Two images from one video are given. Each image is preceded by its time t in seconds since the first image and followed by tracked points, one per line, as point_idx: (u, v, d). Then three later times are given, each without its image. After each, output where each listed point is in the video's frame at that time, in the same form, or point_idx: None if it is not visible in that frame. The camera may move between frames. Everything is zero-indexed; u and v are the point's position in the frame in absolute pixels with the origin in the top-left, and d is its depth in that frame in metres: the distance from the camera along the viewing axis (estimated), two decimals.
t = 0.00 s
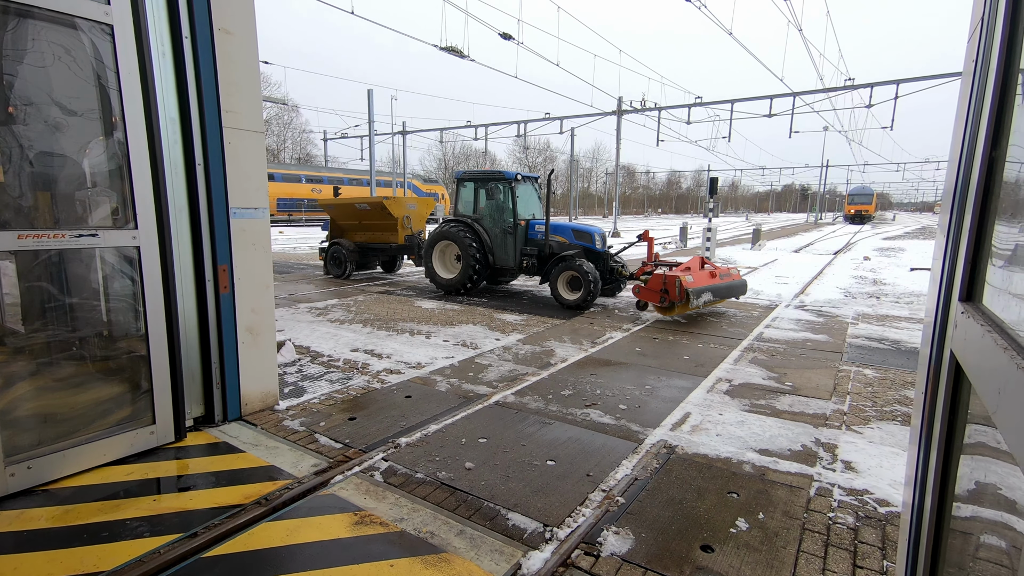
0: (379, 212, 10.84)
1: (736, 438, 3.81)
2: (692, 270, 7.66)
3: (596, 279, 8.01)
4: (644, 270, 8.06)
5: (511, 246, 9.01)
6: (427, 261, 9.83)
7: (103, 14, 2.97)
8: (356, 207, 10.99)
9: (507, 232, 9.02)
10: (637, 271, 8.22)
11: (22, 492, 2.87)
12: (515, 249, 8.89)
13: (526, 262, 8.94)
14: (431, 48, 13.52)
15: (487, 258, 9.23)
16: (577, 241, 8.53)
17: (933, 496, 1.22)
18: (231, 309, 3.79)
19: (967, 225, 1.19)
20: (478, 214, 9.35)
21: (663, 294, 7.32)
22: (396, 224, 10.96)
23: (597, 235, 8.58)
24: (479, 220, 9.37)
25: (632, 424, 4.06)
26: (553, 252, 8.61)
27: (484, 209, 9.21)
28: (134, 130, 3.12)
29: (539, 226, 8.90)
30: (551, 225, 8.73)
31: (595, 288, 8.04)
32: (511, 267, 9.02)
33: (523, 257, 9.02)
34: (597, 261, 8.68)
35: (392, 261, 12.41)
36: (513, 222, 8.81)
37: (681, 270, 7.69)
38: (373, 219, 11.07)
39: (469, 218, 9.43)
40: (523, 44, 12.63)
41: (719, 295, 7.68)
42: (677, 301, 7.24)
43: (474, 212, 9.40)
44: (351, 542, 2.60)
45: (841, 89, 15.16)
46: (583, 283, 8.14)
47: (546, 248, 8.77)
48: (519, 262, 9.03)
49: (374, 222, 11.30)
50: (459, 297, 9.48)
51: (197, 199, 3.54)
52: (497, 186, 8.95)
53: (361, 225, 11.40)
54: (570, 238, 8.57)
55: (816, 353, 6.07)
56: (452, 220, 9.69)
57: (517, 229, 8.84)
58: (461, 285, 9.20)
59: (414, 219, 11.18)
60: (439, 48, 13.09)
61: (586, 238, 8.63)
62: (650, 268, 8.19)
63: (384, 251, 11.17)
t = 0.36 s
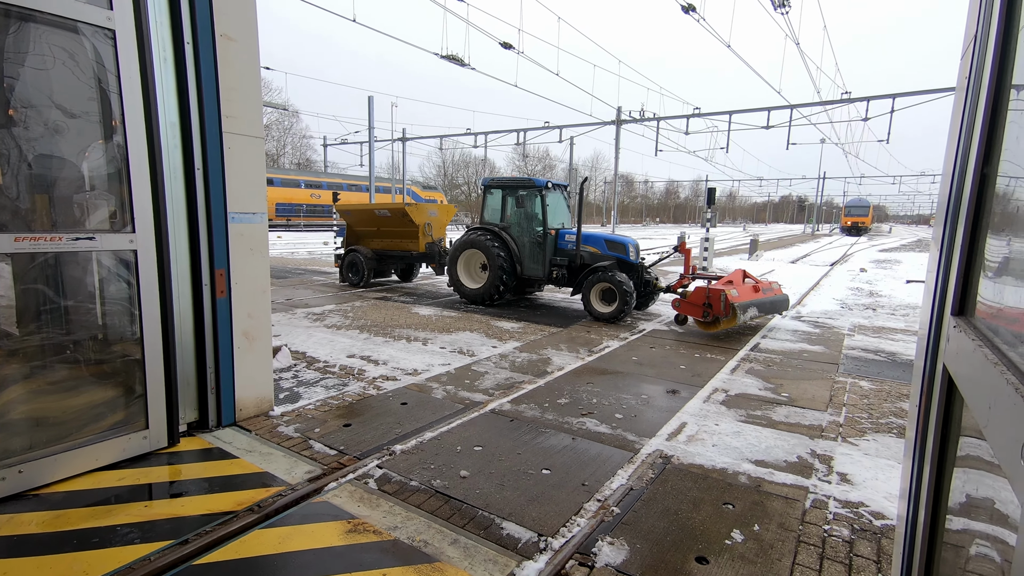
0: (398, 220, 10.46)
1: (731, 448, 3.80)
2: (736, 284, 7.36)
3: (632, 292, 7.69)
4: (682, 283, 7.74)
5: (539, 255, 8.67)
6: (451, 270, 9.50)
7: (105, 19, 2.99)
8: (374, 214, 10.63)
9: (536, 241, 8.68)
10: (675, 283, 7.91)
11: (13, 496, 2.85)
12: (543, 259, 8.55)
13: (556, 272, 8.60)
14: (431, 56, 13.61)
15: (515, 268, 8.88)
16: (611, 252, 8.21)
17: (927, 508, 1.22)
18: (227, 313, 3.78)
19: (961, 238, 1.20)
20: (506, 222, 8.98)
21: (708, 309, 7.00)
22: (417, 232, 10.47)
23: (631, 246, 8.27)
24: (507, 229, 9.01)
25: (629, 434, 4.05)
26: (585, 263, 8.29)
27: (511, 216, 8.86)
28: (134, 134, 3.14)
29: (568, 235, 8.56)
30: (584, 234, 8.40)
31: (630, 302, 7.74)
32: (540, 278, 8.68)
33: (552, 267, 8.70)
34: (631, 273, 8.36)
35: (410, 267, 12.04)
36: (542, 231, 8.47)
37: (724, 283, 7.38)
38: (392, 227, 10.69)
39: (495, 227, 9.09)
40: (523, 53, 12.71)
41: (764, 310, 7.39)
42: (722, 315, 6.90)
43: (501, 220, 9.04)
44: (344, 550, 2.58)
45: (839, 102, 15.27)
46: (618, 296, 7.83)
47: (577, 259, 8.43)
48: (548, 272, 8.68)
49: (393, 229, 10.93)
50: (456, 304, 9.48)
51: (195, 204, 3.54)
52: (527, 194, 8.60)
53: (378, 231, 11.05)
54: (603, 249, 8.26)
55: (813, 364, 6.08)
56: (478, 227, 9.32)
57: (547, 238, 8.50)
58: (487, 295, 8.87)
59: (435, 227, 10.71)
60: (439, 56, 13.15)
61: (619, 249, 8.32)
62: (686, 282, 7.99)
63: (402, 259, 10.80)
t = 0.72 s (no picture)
0: (418, 230, 10.12)
1: (725, 462, 3.80)
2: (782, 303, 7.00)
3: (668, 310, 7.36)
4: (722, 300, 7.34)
5: (570, 269, 8.37)
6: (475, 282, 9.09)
7: (105, 26, 3.00)
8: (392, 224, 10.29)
9: (566, 255, 8.38)
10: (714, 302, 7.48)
11: None
12: (574, 273, 8.26)
13: (586, 287, 8.31)
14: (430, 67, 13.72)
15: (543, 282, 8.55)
16: (645, 267, 7.92)
17: (917, 527, 1.23)
18: (220, 321, 3.76)
19: (949, 257, 1.22)
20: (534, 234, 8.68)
21: (757, 331, 6.63)
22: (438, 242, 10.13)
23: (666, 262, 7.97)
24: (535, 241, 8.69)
25: (622, 447, 4.04)
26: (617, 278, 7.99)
27: (540, 228, 8.56)
28: (130, 140, 3.14)
29: (599, 249, 8.25)
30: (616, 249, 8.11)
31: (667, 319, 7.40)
32: (569, 293, 8.38)
33: (583, 282, 8.38)
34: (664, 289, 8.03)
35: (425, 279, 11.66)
36: (574, 245, 8.19)
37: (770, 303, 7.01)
38: (411, 237, 10.34)
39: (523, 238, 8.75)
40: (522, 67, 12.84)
41: (811, 331, 7.02)
42: (772, 339, 6.52)
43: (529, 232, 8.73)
44: (333, 563, 2.54)
45: (833, 119, 15.43)
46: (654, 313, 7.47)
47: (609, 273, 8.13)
48: (578, 287, 8.37)
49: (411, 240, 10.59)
50: (451, 313, 9.47)
51: (191, 210, 3.54)
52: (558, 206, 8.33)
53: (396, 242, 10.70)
54: (637, 264, 7.96)
55: (806, 378, 6.09)
56: (504, 239, 8.99)
57: (577, 252, 8.21)
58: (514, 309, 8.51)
59: (456, 238, 10.38)
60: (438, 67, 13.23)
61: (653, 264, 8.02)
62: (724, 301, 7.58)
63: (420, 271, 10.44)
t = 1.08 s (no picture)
0: (434, 239, 9.75)
1: (710, 473, 3.82)
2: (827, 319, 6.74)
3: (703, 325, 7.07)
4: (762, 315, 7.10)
5: (596, 282, 8.08)
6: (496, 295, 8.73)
7: (94, 32, 2.99)
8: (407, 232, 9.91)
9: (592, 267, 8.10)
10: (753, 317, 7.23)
11: None
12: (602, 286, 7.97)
13: (614, 301, 8.02)
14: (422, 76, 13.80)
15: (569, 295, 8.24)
16: (676, 281, 7.66)
17: (892, 537, 1.26)
18: (205, 328, 3.72)
19: (921, 276, 1.26)
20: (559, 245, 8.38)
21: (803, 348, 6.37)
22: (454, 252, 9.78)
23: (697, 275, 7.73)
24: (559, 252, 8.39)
25: (609, 457, 4.04)
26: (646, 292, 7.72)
27: (565, 240, 8.27)
28: (116, 145, 3.11)
29: (627, 262, 7.98)
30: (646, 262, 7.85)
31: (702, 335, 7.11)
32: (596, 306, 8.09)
33: (610, 295, 8.10)
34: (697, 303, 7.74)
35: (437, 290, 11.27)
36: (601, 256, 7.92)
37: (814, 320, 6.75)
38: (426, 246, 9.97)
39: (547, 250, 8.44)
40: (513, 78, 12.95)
41: (857, 350, 6.73)
42: (819, 357, 6.28)
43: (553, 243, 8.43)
44: None
45: (817, 134, 15.75)
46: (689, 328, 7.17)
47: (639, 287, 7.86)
48: (606, 301, 8.07)
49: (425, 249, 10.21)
50: (439, 322, 9.45)
51: (177, 217, 3.51)
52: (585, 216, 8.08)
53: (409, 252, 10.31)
54: (668, 277, 7.71)
55: (790, 390, 6.16)
56: (527, 251, 8.68)
57: (605, 264, 7.93)
58: (539, 323, 8.16)
59: (473, 248, 10.05)
60: (429, 77, 13.28)
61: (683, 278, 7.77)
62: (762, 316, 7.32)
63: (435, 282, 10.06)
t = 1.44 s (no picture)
0: (454, 242, 9.37)
1: (698, 474, 3.85)
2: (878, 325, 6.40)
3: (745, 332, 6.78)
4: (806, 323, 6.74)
5: (627, 288, 7.79)
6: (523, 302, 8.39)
7: (79, 27, 2.94)
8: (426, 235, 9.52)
9: (624, 273, 7.81)
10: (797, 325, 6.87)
11: None
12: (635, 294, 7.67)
13: (648, 308, 7.74)
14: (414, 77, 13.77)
15: (599, 302, 7.94)
16: (713, 287, 7.40)
17: (875, 536, 1.28)
18: (191, 329, 3.67)
19: (904, 279, 1.28)
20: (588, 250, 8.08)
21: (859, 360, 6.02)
22: (475, 255, 9.35)
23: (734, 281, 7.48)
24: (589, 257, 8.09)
25: (598, 459, 4.06)
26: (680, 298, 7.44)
27: (595, 244, 7.98)
28: (100, 143, 3.06)
29: (660, 267, 7.70)
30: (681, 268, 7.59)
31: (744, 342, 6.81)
32: (628, 314, 7.79)
33: (643, 302, 7.81)
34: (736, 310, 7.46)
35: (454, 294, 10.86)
36: (634, 262, 7.62)
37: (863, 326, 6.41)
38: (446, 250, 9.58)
39: (576, 255, 8.13)
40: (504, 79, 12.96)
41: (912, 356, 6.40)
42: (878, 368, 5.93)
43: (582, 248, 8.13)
44: None
45: (804, 139, 15.95)
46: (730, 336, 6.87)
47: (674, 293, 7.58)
48: (638, 307, 7.78)
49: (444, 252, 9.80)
50: (430, 323, 9.42)
51: (163, 216, 3.46)
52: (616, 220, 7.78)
53: (426, 255, 9.92)
54: (704, 283, 7.45)
55: (777, 391, 6.23)
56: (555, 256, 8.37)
57: (638, 270, 7.65)
58: (569, 331, 7.85)
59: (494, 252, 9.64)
60: (421, 78, 13.26)
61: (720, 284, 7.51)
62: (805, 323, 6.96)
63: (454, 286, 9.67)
